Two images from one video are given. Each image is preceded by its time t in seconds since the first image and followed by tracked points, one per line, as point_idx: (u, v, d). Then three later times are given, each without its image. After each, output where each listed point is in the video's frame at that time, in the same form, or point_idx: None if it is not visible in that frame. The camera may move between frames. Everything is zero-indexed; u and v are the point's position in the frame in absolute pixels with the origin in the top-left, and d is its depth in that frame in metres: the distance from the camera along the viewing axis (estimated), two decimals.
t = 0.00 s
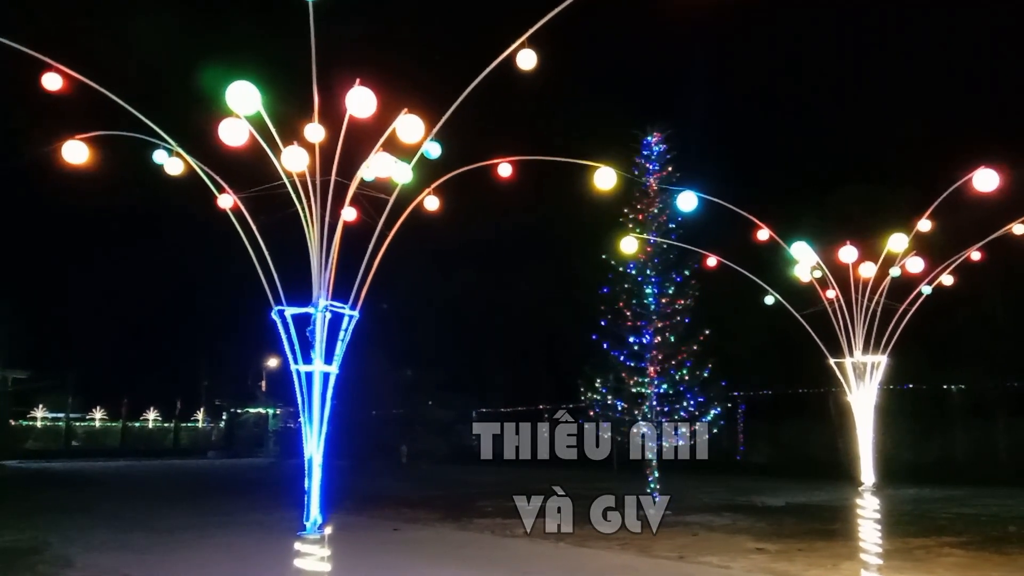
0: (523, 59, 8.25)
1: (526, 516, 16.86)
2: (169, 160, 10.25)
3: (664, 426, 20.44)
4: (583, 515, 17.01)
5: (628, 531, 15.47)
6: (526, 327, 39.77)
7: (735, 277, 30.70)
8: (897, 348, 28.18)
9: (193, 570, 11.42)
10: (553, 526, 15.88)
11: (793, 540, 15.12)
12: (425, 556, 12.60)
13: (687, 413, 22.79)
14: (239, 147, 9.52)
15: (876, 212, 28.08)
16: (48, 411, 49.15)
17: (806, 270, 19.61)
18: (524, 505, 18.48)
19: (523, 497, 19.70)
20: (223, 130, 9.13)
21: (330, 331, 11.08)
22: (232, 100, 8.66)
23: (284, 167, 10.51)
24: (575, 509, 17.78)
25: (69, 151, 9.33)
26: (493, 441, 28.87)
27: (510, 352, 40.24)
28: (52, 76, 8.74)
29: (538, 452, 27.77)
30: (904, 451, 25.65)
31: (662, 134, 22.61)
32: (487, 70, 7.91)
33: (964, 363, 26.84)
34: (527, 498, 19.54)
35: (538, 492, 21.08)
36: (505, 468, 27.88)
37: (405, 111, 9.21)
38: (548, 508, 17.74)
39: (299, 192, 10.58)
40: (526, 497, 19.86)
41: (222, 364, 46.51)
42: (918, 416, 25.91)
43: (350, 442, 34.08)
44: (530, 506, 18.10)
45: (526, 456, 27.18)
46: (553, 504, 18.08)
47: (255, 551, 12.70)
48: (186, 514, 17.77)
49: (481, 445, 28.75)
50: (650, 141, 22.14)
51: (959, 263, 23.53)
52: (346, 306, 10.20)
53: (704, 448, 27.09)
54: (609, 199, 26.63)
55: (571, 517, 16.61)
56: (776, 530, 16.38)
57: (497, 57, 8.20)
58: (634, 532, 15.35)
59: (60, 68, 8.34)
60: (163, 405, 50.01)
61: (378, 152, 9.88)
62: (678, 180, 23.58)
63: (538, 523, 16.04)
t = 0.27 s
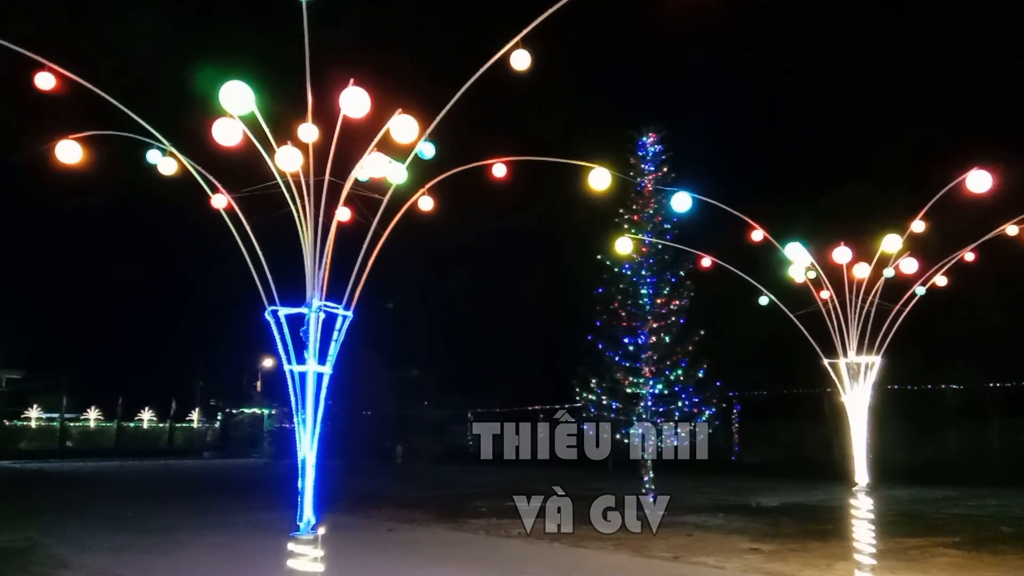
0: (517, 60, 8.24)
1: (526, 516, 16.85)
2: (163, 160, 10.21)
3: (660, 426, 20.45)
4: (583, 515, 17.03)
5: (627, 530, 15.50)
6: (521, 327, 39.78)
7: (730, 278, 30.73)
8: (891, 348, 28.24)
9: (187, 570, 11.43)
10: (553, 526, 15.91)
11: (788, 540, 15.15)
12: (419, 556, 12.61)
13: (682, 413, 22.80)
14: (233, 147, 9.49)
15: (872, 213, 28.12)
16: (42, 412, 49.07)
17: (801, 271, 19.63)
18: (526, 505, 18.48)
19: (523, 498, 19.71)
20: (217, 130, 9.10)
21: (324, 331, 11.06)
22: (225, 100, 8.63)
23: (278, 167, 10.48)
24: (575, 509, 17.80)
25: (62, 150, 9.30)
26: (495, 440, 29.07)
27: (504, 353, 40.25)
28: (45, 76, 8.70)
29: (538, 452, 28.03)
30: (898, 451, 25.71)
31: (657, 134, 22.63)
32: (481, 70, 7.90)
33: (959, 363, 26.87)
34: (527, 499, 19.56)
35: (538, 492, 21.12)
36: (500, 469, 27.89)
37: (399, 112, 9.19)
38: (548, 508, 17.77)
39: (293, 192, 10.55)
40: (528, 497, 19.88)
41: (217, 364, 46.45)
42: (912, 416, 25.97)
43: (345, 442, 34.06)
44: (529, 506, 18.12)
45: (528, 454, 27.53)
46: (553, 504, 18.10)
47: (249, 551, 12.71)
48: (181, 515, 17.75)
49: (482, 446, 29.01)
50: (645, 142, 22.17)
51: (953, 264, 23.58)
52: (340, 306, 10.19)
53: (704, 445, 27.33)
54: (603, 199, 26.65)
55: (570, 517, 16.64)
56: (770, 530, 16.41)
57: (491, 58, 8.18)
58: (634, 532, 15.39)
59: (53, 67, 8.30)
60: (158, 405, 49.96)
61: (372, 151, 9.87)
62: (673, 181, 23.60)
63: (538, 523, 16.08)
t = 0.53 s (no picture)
0: (508, 60, 8.25)
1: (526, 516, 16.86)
2: (153, 160, 10.20)
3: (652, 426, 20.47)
4: (583, 515, 17.07)
5: (627, 531, 15.54)
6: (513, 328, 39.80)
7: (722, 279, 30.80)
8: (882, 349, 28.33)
9: (177, 570, 11.42)
10: (553, 526, 15.96)
11: (778, 540, 15.20)
12: (410, 556, 12.61)
13: (674, 414, 22.83)
14: (224, 147, 9.48)
15: (863, 215, 28.20)
16: (33, 413, 48.91)
17: (792, 271, 19.69)
18: (526, 505, 18.48)
19: (523, 497, 19.72)
20: (208, 129, 9.09)
21: (314, 331, 11.05)
22: (216, 100, 8.63)
23: (269, 167, 10.47)
24: (574, 509, 17.84)
25: (52, 150, 9.28)
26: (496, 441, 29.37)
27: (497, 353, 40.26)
28: (34, 75, 8.68)
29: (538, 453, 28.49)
30: (888, 451, 25.81)
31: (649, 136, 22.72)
32: (472, 70, 7.92)
33: (950, 364, 26.97)
34: (527, 499, 19.58)
35: (538, 492, 21.12)
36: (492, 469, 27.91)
37: (391, 112, 9.20)
38: (548, 508, 17.81)
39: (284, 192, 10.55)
40: (528, 497, 19.90)
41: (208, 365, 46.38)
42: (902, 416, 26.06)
43: (337, 443, 34.04)
44: (529, 506, 18.15)
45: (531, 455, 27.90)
46: (553, 504, 18.14)
47: (240, 551, 12.71)
48: (172, 515, 17.72)
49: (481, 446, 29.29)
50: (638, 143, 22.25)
51: (943, 265, 23.68)
52: (331, 306, 10.18)
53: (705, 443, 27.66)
54: (595, 199, 26.70)
55: (570, 517, 16.67)
56: (762, 530, 16.46)
57: (483, 58, 8.20)
58: (634, 532, 15.44)
59: (43, 66, 8.29)
60: (149, 405, 49.85)
61: (363, 152, 9.87)
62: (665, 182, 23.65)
63: (538, 523, 16.14)
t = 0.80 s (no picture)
0: (497, 60, 8.28)
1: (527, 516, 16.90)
2: (141, 158, 10.19)
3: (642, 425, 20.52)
4: (584, 515, 17.10)
5: (627, 530, 15.60)
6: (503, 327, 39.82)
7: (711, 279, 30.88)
8: (870, 349, 28.46)
9: (165, 570, 11.43)
10: (552, 526, 16.02)
11: (766, 539, 15.24)
12: (400, 556, 12.61)
13: (664, 413, 22.90)
14: (213, 146, 9.49)
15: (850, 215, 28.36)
16: (21, 412, 48.77)
17: (780, 272, 19.77)
18: (527, 505, 18.46)
19: (524, 497, 19.72)
20: (196, 128, 9.10)
21: (303, 331, 11.04)
22: (204, 99, 8.63)
23: (257, 166, 10.48)
24: (574, 509, 17.88)
25: (40, 148, 9.27)
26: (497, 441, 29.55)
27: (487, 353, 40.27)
28: (22, 73, 8.66)
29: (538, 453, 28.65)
30: (876, 450, 25.95)
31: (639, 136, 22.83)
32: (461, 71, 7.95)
33: (937, 364, 27.10)
34: (528, 498, 19.60)
35: (537, 492, 21.10)
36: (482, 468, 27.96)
37: (380, 111, 9.21)
38: (548, 508, 17.85)
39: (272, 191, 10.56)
40: (529, 497, 19.90)
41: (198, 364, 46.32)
42: (890, 416, 26.22)
43: (327, 442, 34.00)
44: (529, 506, 18.19)
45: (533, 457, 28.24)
46: (553, 504, 18.19)
47: (229, 551, 12.70)
48: (162, 515, 17.70)
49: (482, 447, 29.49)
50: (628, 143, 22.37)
51: (930, 266, 23.83)
52: (319, 306, 10.19)
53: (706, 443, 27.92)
54: (585, 200, 26.77)
55: (571, 517, 16.73)
56: (751, 529, 16.53)
57: (472, 58, 8.23)
58: (635, 532, 15.49)
59: (30, 64, 8.28)
60: (139, 405, 49.76)
61: (352, 151, 9.89)
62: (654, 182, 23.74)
63: (538, 523, 16.23)
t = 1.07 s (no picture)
0: (485, 61, 8.29)
1: (527, 516, 16.90)
2: (128, 157, 10.15)
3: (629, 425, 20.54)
4: (582, 515, 17.13)
5: (627, 531, 15.65)
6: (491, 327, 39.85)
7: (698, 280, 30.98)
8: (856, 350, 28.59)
9: (151, 571, 11.40)
10: (553, 526, 16.04)
11: (752, 539, 15.30)
12: (386, 556, 12.62)
13: (651, 414, 22.92)
14: (200, 145, 9.46)
15: (837, 217, 28.50)
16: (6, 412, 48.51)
17: (767, 273, 19.85)
18: (533, 505, 18.38)
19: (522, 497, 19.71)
20: (183, 128, 9.06)
21: (290, 331, 11.02)
22: (191, 98, 8.60)
23: (245, 166, 10.46)
24: (574, 509, 17.92)
25: (26, 147, 9.22)
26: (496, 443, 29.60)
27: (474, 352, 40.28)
28: (7, 71, 8.61)
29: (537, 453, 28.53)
30: (861, 450, 26.10)
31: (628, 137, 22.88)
32: (449, 71, 7.94)
33: (922, 365, 27.27)
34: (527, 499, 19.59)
35: (534, 493, 21.14)
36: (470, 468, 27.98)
37: (368, 111, 9.20)
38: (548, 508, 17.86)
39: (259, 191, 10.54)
40: (533, 497, 19.83)
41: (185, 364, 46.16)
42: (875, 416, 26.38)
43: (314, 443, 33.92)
44: (529, 506, 18.21)
45: (532, 458, 28.46)
46: (553, 504, 18.22)
47: (215, 551, 12.68)
48: (148, 516, 17.63)
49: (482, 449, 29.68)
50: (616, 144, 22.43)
51: (916, 268, 23.97)
52: (307, 306, 10.18)
53: (705, 445, 28.22)
54: (574, 200, 26.82)
55: (571, 517, 16.76)
56: (737, 529, 16.61)
57: (460, 59, 8.23)
58: (634, 532, 15.54)
59: (16, 62, 8.22)
60: (125, 405, 49.58)
61: (340, 151, 9.89)
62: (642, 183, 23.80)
63: (537, 523, 16.28)
